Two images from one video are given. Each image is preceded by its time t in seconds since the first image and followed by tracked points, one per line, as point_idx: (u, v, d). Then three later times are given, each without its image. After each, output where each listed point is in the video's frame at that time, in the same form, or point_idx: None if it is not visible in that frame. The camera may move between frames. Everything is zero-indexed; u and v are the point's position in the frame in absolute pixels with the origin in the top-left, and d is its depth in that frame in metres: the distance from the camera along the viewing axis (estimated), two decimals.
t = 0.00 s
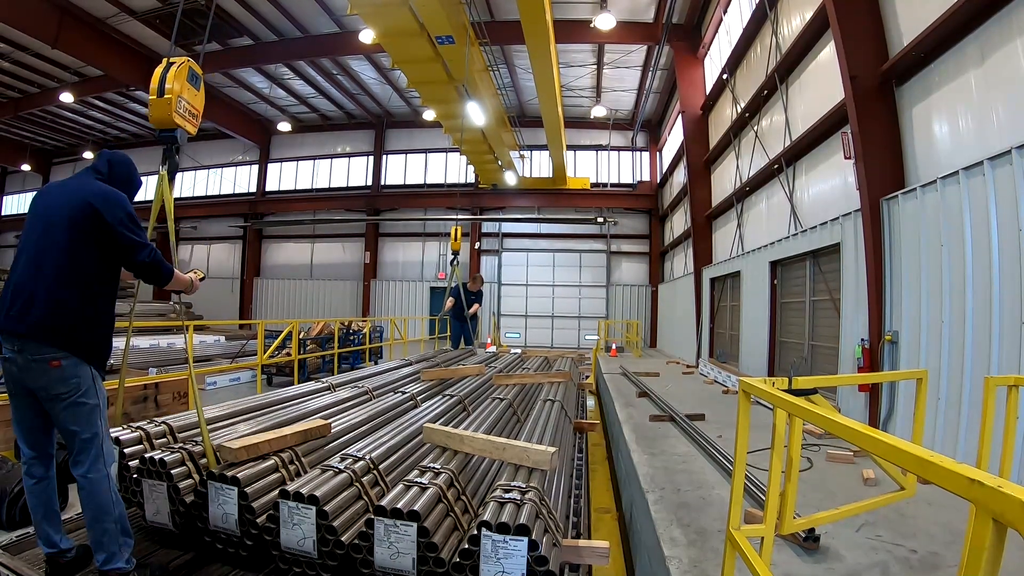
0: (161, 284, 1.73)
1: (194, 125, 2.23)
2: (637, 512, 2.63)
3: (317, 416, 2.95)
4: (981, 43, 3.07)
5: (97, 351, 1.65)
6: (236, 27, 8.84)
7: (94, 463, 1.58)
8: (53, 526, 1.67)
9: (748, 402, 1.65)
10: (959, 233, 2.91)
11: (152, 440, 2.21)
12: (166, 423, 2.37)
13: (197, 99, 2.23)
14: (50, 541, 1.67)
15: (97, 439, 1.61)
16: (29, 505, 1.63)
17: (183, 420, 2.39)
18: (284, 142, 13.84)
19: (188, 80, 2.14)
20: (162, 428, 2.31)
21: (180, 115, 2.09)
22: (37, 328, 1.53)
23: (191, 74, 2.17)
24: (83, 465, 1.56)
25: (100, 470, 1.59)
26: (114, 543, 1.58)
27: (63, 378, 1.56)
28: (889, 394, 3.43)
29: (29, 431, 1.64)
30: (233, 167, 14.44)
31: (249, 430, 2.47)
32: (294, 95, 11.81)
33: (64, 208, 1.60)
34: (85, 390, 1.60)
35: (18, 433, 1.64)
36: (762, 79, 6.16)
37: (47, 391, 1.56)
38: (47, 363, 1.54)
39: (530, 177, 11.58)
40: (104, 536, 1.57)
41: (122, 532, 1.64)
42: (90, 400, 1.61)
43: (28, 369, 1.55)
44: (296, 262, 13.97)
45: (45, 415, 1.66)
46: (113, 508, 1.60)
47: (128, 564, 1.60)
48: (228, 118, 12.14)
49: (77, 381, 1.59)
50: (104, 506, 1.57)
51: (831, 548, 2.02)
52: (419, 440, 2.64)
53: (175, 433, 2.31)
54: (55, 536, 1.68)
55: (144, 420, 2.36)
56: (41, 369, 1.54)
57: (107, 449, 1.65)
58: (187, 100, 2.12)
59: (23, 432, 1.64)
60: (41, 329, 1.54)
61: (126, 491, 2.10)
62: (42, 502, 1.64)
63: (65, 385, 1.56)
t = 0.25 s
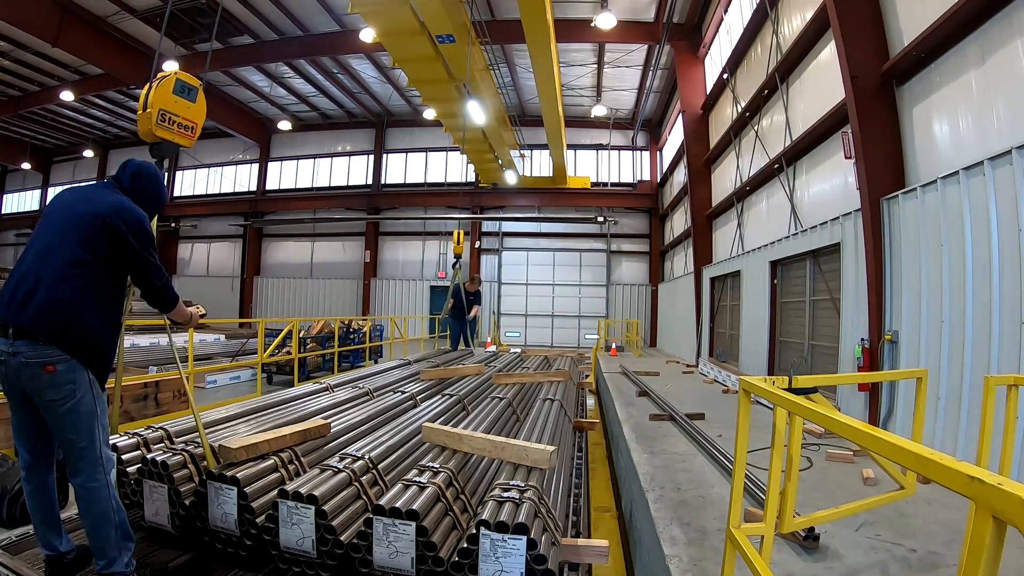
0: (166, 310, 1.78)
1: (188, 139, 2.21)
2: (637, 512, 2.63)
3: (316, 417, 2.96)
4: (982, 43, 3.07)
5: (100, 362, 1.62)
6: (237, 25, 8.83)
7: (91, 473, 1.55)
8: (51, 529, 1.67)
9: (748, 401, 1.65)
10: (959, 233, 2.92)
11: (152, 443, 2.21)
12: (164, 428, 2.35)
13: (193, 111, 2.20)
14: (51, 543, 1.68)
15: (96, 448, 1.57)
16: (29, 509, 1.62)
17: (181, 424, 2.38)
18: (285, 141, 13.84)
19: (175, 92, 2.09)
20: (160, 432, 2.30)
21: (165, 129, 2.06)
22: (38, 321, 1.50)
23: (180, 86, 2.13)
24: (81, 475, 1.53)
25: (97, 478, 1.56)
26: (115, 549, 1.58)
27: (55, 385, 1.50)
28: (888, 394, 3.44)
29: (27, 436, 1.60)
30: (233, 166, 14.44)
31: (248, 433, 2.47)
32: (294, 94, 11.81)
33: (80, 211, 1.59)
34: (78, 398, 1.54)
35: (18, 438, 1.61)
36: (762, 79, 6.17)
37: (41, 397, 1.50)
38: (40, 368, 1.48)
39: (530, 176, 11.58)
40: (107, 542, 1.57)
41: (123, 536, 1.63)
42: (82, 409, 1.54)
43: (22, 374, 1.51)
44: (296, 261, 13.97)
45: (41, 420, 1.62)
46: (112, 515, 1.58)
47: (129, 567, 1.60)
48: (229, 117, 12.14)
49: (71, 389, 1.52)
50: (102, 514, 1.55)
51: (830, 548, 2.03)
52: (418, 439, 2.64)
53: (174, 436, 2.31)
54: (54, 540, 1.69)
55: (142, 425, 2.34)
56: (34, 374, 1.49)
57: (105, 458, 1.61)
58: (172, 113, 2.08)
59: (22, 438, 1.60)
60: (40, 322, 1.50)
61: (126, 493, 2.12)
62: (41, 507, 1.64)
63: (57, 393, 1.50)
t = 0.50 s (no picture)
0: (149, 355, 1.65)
1: (181, 160, 2.03)
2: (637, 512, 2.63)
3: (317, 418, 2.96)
4: (982, 43, 3.07)
5: (112, 388, 1.53)
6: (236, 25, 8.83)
7: (105, 477, 1.52)
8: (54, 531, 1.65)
9: (748, 401, 1.65)
10: (959, 233, 2.92)
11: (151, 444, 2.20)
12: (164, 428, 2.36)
13: (188, 132, 2.04)
14: (52, 543, 1.67)
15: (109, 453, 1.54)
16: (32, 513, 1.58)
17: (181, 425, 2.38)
18: (285, 141, 13.84)
19: (171, 110, 1.92)
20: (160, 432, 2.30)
21: (159, 147, 1.87)
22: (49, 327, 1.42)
23: (177, 104, 1.97)
24: (96, 478, 1.50)
25: (108, 483, 1.53)
26: (119, 551, 1.55)
27: (62, 395, 1.43)
28: (888, 393, 3.44)
29: (32, 440, 1.54)
30: (233, 166, 14.44)
31: (248, 433, 2.47)
32: (295, 94, 11.80)
33: (86, 224, 1.52)
34: (89, 407, 1.48)
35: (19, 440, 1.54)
36: (762, 79, 6.17)
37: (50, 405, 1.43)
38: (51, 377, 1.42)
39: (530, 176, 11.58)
40: (112, 545, 1.53)
41: (128, 538, 1.61)
42: (94, 417, 1.50)
43: (29, 383, 1.44)
44: (296, 261, 13.97)
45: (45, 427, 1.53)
46: (120, 519, 1.55)
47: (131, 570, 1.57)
48: (229, 117, 12.14)
49: (82, 397, 1.47)
50: (113, 518, 1.52)
51: (831, 548, 2.03)
52: (418, 439, 2.64)
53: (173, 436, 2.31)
54: (56, 540, 1.67)
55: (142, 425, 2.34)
56: (42, 383, 1.42)
57: (116, 463, 1.58)
58: (167, 130, 1.90)
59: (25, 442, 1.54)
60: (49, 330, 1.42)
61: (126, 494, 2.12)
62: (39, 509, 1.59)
63: (69, 399, 1.44)
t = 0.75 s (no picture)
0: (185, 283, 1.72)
1: (217, 172, 2.21)
2: (637, 511, 2.64)
3: (316, 418, 2.95)
4: (982, 43, 3.07)
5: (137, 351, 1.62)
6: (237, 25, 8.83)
7: (117, 469, 1.56)
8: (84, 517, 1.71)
9: (748, 401, 1.65)
10: (960, 233, 2.92)
11: (152, 443, 2.21)
12: (165, 428, 2.36)
13: (222, 145, 2.21)
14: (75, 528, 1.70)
15: (129, 448, 1.60)
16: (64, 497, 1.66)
17: (181, 425, 2.38)
18: (285, 141, 13.84)
19: (206, 127, 2.11)
20: (160, 432, 2.30)
21: (198, 162, 2.05)
22: (65, 333, 1.49)
23: (211, 121, 2.15)
24: (108, 469, 1.55)
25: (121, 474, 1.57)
26: (122, 548, 1.57)
27: (95, 387, 1.52)
28: (888, 393, 3.44)
29: (70, 429, 1.61)
30: (234, 167, 14.45)
31: (247, 433, 2.47)
32: (295, 94, 11.81)
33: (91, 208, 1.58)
34: (119, 397, 1.57)
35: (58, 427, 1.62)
36: (762, 79, 6.17)
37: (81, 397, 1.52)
38: (81, 370, 1.50)
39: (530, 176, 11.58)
40: (115, 539, 1.56)
41: (133, 535, 1.64)
42: (122, 407, 1.58)
43: (63, 376, 1.52)
44: (296, 261, 13.97)
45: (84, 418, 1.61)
46: (124, 515, 1.59)
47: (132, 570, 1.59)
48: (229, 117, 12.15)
49: (113, 390, 1.56)
50: (116, 513, 1.56)
51: (831, 548, 2.03)
52: (418, 439, 2.64)
53: (174, 436, 2.31)
54: (76, 525, 1.70)
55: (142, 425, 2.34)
56: (76, 376, 1.51)
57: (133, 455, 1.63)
58: (204, 147, 2.08)
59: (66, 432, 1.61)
60: (73, 335, 1.50)
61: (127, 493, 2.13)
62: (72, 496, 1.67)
63: (100, 393, 1.53)
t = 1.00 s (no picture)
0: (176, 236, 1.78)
1: (210, 166, 2.18)
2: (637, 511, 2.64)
3: (316, 417, 2.95)
4: (982, 43, 3.07)
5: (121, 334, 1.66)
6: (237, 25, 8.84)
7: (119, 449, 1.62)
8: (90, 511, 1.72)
9: (748, 401, 1.65)
10: (960, 233, 2.92)
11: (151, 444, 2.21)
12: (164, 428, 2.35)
13: (214, 138, 2.18)
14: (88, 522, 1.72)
15: (131, 431, 1.65)
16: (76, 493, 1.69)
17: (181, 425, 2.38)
18: (285, 141, 13.84)
19: (197, 119, 2.08)
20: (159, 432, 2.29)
21: (189, 156, 2.02)
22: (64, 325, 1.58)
23: (201, 113, 2.11)
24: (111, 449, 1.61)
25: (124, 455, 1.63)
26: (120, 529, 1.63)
27: (96, 373, 1.60)
28: (888, 393, 3.44)
29: (76, 423, 1.69)
30: (233, 167, 14.45)
31: (247, 433, 2.47)
32: (295, 94, 11.81)
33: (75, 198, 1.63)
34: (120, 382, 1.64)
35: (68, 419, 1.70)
36: (762, 79, 6.17)
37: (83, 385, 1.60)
38: (78, 360, 1.58)
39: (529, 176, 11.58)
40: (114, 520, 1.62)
41: (133, 520, 1.69)
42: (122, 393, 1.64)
43: (68, 365, 1.61)
44: (296, 261, 13.96)
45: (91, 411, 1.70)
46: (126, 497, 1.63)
47: (128, 554, 1.66)
48: (229, 117, 12.16)
49: (109, 374, 1.62)
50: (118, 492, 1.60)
51: (831, 548, 2.03)
52: (418, 440, 2.64)
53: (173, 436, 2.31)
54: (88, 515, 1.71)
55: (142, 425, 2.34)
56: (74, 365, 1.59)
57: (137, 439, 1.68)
58: (196, 140, 2.06)
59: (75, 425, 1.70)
60: (76, 328, 1.58)
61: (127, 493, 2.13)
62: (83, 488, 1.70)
63: (97, 378, 1.60)
